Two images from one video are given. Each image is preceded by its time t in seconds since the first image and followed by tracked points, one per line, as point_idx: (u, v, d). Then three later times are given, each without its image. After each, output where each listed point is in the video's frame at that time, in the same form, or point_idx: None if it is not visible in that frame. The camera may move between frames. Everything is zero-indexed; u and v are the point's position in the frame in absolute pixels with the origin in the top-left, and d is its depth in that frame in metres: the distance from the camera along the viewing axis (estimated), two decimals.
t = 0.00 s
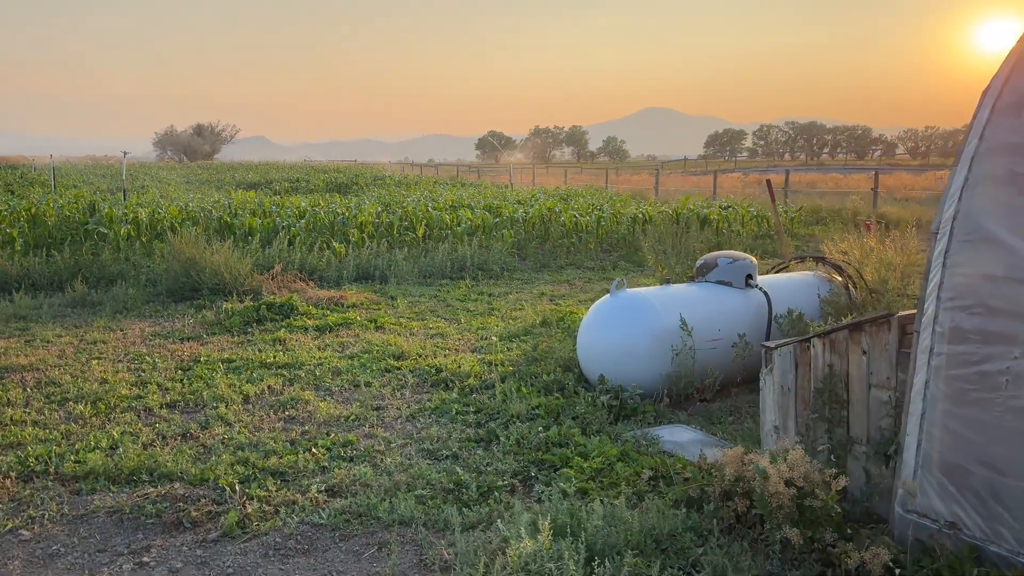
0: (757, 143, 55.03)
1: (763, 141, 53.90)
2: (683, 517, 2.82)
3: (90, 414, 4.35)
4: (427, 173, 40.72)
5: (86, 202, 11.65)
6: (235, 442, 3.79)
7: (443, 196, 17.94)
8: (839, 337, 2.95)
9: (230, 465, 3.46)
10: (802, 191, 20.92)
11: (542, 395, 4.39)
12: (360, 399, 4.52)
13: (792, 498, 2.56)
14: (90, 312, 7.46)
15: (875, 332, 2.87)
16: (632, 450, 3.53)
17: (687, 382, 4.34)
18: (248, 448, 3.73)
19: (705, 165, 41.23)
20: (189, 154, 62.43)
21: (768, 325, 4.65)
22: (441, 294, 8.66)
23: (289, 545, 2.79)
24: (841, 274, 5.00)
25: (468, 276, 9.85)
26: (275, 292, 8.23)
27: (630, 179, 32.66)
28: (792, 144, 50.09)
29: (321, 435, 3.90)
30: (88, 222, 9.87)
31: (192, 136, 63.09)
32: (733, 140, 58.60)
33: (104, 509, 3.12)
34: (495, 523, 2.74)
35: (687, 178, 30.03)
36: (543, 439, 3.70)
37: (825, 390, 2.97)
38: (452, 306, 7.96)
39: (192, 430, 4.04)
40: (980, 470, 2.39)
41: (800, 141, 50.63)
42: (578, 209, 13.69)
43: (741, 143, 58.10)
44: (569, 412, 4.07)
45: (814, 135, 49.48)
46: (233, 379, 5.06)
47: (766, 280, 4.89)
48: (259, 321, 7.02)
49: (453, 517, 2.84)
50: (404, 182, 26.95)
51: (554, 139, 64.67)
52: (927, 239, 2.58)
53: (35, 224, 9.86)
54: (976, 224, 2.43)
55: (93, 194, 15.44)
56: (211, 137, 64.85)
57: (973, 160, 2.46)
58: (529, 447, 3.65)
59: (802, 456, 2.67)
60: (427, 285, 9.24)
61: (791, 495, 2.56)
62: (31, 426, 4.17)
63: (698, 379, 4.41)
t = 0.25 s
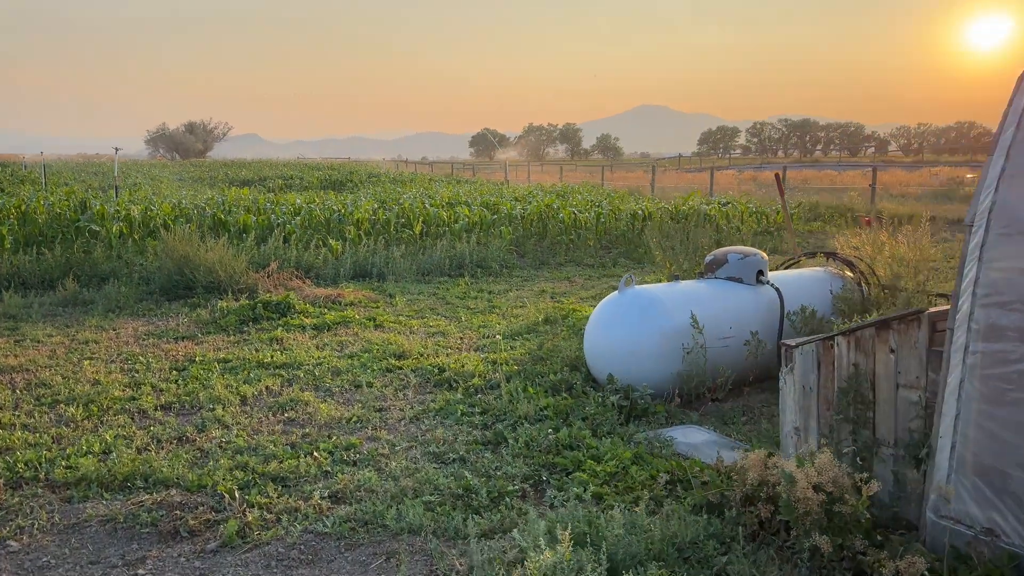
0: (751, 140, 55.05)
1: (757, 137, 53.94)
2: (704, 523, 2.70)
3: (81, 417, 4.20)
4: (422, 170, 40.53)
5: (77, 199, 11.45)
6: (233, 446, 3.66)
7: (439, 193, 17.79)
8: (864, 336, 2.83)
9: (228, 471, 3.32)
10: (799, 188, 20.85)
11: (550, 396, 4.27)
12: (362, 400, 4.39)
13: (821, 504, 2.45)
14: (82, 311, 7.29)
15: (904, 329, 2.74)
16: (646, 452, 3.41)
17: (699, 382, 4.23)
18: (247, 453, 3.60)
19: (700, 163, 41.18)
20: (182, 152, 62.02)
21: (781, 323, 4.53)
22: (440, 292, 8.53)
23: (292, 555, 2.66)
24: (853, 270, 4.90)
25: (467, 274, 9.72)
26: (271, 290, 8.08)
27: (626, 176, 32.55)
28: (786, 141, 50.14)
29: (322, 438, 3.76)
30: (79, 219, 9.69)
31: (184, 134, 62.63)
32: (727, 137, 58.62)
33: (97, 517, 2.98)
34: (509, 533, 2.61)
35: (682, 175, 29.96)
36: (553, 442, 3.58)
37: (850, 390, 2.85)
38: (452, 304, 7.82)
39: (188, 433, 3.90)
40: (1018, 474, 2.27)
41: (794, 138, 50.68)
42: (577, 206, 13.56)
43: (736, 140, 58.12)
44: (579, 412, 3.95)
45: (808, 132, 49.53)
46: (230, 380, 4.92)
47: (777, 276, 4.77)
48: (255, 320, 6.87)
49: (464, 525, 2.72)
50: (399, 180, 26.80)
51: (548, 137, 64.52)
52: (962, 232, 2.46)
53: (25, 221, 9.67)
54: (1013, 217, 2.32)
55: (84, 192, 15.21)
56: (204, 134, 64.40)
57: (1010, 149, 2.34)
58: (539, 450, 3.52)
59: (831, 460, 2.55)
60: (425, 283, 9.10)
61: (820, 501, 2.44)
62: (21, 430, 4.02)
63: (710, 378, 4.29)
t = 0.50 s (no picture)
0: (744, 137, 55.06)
1: (750, 134, 53.95)
2: (735, 536, 2.57)
3: (75, 424, 4.03)
4: (417, 169, 40.31)
5: (68, 197, 11.23)
6: (235, 455, 3.50)
7: (436, 191, 17.60)
8: (900, 337, 2.72)
9: (231, 482, 3.17)
10: (796, 185, 20.78)
11: (562, 399, 4.13)
12: (368, 404, 4.24)
13: (862, 517, 2.33)
14: (74, 312, 7.10)
15: (944, 331, 2.63)
16: (667, 459, 3.28)
17: (716, 384, 4.09)
18: (250, 462, 3.45)
19: (695, 160, 41.12)
20: (173, 150, 61.55)
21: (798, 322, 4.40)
22: (440, 291, 8.38)
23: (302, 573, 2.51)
24: (870, 267, 4.78)
25: (467, 273, 9.57)
26: (268, 290, 7.91)
27: (621, 174, 32.43)
28: (780, 138, 50.22)
29: (328, 445, 3.61)
30: (71, 218, 9.48)
31: (175, 132, 62.12)
32: (721, 135, 58.62)
33: (93, 533, 2.82)
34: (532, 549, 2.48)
35: (677, 172, 29.87)
36: (569, 448, 3.44)
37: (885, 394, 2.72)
38: (453, 303, 7.68)
39: (187, 441, 3.75)
40: None
41: (787, 135, 50.76)
42: (576, 203, 13.42)
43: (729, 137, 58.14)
44: (593, 417, 3.81)
45: (802, 129, 49.56)
46: (229, 383, 4.76)
47: (792, 274, 4.65)
48: (253, 321, 6.70)
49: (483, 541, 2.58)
50: (394, 177, 26.56)
51: (542, 134, 64.36)
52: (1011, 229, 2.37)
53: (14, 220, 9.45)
54: None
55: (75, 190, 14.96)
56: (195, 132, 63.91)
57: None
58: (555, 456, 3.38)
59: (871, 469, 2.42)
60: (425, 282, 8.95)
61: (862, 513, 2.33)
62: (12, 438, 3.85)
63: (728, 380, 4.16)
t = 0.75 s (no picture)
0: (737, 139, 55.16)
1: (742, 136, 54.05)
2: (771, 564, 2.44)
3: (67, 441, 3.84)
4: (409, 170, 40.07)
5: (57, 201, 10.99)
6: (237, 476, 3.34)
7: (431, 193, 17.42)
8: (943, 351, 2.61)
9: (234, 506, 3.01)
10: (791, 187, 20.73)
11: (575, 413, 3.99)
12: (373, 418, 4.09)
13: (910, 545, 2.20)
14: (64, 320, 6.90)
15: (990, 346, 2.54)
16: (691, 478, 3.15)
17: (735, 396, 3.97)
18: (253, 482, 3.29)
19: (688, 162, 41.11)
20: (163, 152, 61.06)
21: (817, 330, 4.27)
22: (440, 296, 8.23)
23: None
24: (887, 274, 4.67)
25: (466, 277, 9.42)
26: (264, 296, 7.73)
27: (615, 176, 32.36)
28: (771, 140, 50.36)
29: (335, 463, 3.45)
30: (60, 222, 9.26)
31: (165, 134, 61.62)
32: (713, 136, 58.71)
33: (88, 563, 2.66)
34: None
35: (671, 173, 29.81)
36: (588, 465, 3.30)
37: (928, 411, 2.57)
38: (454, 309, 7.52)
39: (186, 460, 3.58)
40: None
41: (779, 136, 50.90)
42: (573, 206, 13.29)
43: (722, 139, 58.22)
44: (610, 431, 3.67)
45: (794, 131, 49.68)
46: (227, 396, 4.59)
47: (809, 281, 4.51)
48: (249, 329, 6.52)
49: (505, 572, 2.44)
50: (388, 179, 26.35)
51: (534, 136, 64.19)
52: None
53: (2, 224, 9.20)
54: None
55: (63, 193, 14.67)
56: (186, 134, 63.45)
57: None
58: (572, 475, 3.24)
59: (918, 491, 2.28)
60: (424, 287, 8.79)
61: (911, 541, 2.20)
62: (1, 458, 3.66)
63: (746, 392, 4.03)
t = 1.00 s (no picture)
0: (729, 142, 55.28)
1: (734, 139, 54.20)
2: None
3: (57, 456, 3.68)
4: (403, 174, 39.88)
5: (47, 205, 10.80)
6: (235, 493, 3.19)
7: (425, 197, 17.28)
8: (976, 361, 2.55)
9: (232, 525, 2.87)
10: (786, 190, 20.72)
11: (584, 424, 3.87)
12: (375, 430, 3.95)
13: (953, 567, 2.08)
14: (53, 327, 6.72)
15: None
16: (710, 493, 3.05)
17: (749, 405, 3.87)
18: (251, 499, 3.15)
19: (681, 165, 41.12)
20: (154, 156, 60.65)
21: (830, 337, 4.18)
22: (438, 302, 8.09)
23: None
24: (899, 278, 4.58)
25: (464, 282, 9.28)
26: (259, 302, 7.57)
27: (610, 179, 32.30)
28: (763, 143, 50.54)
29: (337, 478, 3.31)
30: (50, 227, 9.07)
31: (156, 138, 61.20)
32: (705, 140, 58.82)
33: None
34: None
35: (665, 176, 29.78)
36: (601, 479, 3.18)
37: (959, 422, 2.52)
38: (453, 315, 7.38)
39: (181, 475, 3.44)
40: None
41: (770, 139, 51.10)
42: (570, 209, 13.18)
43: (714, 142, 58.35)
44: (621, 443, 3.56)
45: (786, 134, 49.81)
46: (222, 406, 4.44)
47: (820, 286, 4.41)
48: (244, 336, 6.36)
49: None
50: (381, 183, 26.18)
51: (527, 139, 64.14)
52: None
53: None
54: None
55: (51, 198, 14.43)
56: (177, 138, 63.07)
57: None
58: (585, 490, 3.11)
59: (958, 510, 2.17)
60: (421, 292, 8.66)
61: (953, 562, 2.08)
62: None
63: (761, 401, 3.92)
